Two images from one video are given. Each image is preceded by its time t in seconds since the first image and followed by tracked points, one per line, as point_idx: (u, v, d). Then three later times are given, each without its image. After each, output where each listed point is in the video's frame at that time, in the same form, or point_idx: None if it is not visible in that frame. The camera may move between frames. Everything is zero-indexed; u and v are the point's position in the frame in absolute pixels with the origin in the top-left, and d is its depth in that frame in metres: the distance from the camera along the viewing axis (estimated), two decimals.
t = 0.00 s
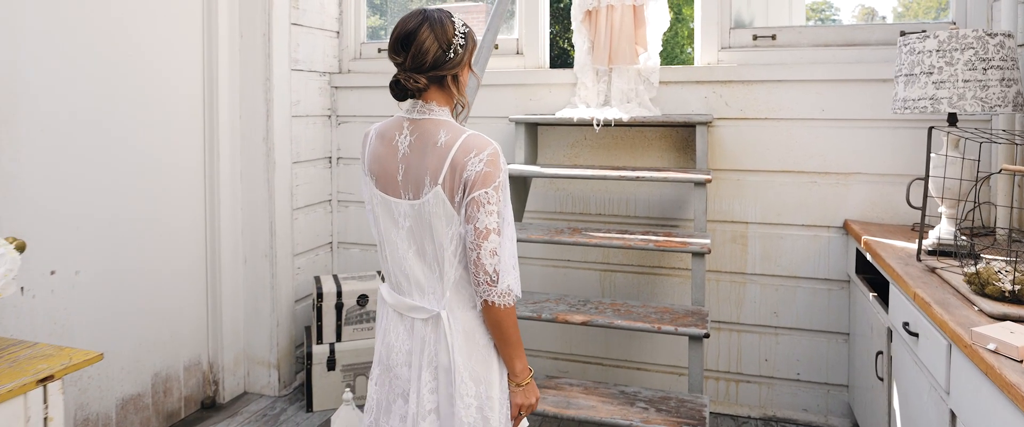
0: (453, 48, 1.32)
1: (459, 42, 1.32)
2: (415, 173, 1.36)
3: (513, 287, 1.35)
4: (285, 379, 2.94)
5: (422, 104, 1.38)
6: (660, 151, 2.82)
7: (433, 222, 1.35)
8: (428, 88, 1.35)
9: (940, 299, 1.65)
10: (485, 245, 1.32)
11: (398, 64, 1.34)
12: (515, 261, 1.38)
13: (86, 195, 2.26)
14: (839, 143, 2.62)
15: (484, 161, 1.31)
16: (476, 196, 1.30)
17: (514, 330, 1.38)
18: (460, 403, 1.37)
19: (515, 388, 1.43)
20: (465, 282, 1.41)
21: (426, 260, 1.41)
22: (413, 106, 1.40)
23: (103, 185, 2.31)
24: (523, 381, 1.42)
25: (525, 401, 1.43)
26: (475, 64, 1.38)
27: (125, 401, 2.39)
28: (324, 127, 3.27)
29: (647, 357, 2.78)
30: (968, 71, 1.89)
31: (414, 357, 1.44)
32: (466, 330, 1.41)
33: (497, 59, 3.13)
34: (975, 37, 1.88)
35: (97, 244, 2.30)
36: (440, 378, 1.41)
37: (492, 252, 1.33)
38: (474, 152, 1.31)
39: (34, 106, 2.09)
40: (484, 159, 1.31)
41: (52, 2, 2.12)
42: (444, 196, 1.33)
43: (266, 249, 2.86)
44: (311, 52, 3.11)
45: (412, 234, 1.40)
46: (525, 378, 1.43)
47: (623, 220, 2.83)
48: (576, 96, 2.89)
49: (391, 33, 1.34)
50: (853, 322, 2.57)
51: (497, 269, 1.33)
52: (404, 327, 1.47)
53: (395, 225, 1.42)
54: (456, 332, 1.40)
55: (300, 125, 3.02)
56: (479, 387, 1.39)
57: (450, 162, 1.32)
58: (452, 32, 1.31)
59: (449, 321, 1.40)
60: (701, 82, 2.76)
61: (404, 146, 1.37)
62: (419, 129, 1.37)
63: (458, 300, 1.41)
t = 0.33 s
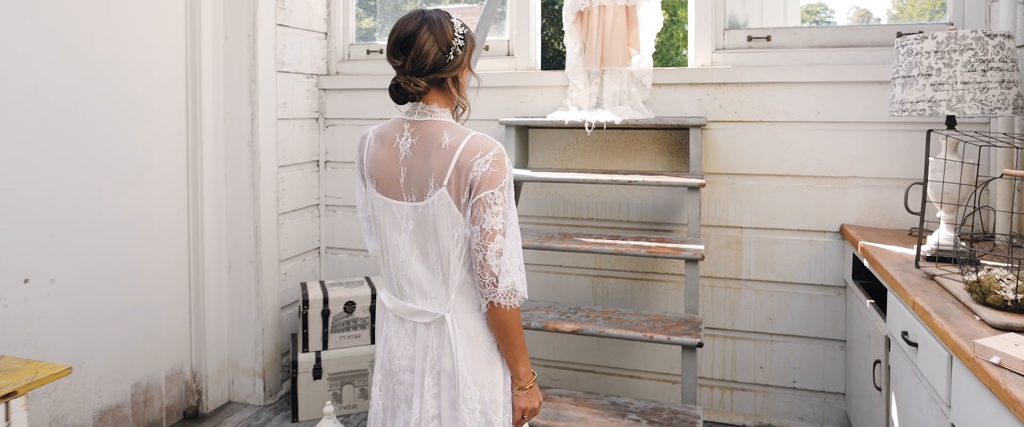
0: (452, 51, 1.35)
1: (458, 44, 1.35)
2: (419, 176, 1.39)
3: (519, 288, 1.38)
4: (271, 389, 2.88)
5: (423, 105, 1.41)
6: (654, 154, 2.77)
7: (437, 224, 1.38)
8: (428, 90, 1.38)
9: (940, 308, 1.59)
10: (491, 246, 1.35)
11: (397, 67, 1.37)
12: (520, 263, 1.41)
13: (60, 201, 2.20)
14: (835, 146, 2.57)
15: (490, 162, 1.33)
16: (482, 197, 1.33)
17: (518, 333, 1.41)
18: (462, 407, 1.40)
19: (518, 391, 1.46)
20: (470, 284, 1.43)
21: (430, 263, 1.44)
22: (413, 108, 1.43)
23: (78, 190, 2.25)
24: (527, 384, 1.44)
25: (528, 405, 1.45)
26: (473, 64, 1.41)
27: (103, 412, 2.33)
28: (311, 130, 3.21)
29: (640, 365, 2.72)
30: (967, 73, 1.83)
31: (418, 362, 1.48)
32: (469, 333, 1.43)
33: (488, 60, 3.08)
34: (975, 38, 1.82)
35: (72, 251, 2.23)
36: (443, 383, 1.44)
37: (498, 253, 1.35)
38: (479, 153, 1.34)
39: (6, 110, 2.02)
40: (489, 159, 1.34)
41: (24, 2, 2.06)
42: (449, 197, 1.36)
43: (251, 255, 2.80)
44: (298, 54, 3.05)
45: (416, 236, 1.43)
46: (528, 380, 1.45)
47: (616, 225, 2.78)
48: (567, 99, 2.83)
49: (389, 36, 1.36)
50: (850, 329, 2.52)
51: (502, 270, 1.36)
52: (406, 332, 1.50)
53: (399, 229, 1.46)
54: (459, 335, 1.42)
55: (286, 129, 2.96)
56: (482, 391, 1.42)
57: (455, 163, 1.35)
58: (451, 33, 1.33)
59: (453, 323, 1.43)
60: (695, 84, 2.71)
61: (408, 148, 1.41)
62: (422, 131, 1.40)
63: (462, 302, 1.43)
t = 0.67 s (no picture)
0: (451, 54, 1.33)
1: (456, 47, 1.33)
2: (420, 182, 1.36)
3: (526, 292, 1.38)
4: (257, 398, 2.82)
5: (422, 109, 1.39)
6: (648, 158, 2.71)
7: (440, 231, 1.37)
8: (427, 95, 1.36)
9: (943, 319, 1.54)
10: (499, 252, 1.35)
11: (395, 73, 1.34)
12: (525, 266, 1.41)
13: (39, 209, 2.14)
14: (833, 149, 2.52)
15: (495, 166, 1.33)
16: (489, 202, 1.33)
17: (525, 337, 1.41)
18: (464, 416, 1.39)
19: (524, 395, 1.45)
20: (474, 289, 1.43)
21: (430, 270, 1.41)
22: (412, 113, 1.41)
23: (55, 197, 2.19)
24: (532, 387, 1.44)
25: (534, 407, 1.45)
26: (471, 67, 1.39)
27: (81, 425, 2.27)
28: (300, 133, 3.15)
29: (635, 373, 2.66)
30: (969, 74, 1.77)
31: (415, 373, 1.45)
32: (472, 339, 1.42)
33: (480, 62, 3.02)
34: (977, 39, 1.76)
35: (50, 260, 2.17)
36: (442, 393, 1.42)
37: (505, 258, 1.36)
38: (484, 157, 1.33)
39: None
40: (494, 164, 1.33)
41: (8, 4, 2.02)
42: (454, 203, 1.35)
43: (237, 262, 2.74)
44: (286, 56, 2.99)
45: (416, 244, 1.41)
46: (534, 384, 1.45)
47: (610, 230, 2.72)
48: (560, 101, 2.77)
49: (386, 41, 1.34)
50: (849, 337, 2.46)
51: (509, 274, 1.36)
52: (404, 341, 1.47)
53: (398, 236, 1.43)
54: (462, 342, 1.41)
55: (273, 132, 2.90)
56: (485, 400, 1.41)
57: (459, 169, 1.33)
58: (449, 37, 1.31)
59: (455, 331, 1.41)
60: (690, 86, 2.66)
61: (408, 154, 1.38)
62: (422, 136, 1.37)
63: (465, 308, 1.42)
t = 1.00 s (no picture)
0: (445, 57, 1.31)
1: (450, 50, 1.31)
2: (418, 185, 1.34)
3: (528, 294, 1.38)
4: (242, 409, 2.77)
5: (418, 113, 1.37)
6: (641, 163, 2.66)
7: (438, 235, 1.35)
8: (423, 99, 1.34)
9: (944, 331, 1.48)
10: (502, 255, 1.34)
11: (390, 78, 1.32)
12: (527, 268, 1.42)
13: (16, 215, 2.08)
14: (830, 154, 2.47)
15: (496, 168, 1.32)
16: (491, 204, 1.32)
17: (526, 340, 1.40)
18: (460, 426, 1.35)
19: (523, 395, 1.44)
20: (473, 293, 1.41)
21: (427, 275, 1.39)
22: (407, 117, 1.38)
23: (34, 204, 2.13)
24: (531, 387, 1.43)
25: (535, 408, 1.44)
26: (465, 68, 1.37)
27: None
28: (288, 138, 3.09)
29: (627, 382, 2.61)
30: (968, 78, 1.72)
31: (406, 384, 1.40)
32: (471, 345, 1.40)
33: (471, 65, 2.97)
34: (977, 41, 1.71)
35: (28, 268, 2.12)
36: (437, 404, 1.38)
37: (508, 261, 1.35)
38: (485, 159, 1.33)
39: None
40: (495, 166, 1.32)
41: (8, 3, 2.02)
42: (454, 206, 1.33)
43: (222, 269, 2.68)
44: (273, 58, 2.94)
45: (412, 248, 1.39)
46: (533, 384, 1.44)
47: (602, 236, 2.67)
48: (551, 105, 2.72)
49: (378, 46, 1.31)
50: (846, 346, 2.41)
51: (512, 277, 1.36)
52: (395, 350, 1.43)
53: (393, 241, 1.40)
54: (460, 349, 1.38)
55: (259, 137, 2.84)
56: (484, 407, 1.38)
57: (460, 171, 1.32)
58: (443, 39, 1.29)
59: (452, 337, 1.38)
60: (684, 90, 2.61)
61: (404, 157, 1.36)
62: (419, 138, 1.35)
63: (464, 314, 1.40)
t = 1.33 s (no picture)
0: (443, 58, 1.26)
1: (448, 51, 1.26)
2: (416, 188, 1.29)
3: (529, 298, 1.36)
4: (232, 418, 2.72)
5: (415, 116, 1.32)
6: (639, 167, 2.61)
7: (438, 240, 1.30)
8: (421, 102, 1.29)
9: (953, 342, 1.43)
10: (504, 259, 1.31)
11: (386, 81, 1.27)
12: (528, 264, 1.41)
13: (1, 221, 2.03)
14: (832, 158, 2.41)
15: (497, 170, 1.29)
16: (494, 208, 1.29)
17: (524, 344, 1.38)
18: None
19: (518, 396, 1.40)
20: (472, 299, 1.37)
21: (423, 281, 1.33)
22: (403, 120, 1.33)
23: (19, 208, 2.08)
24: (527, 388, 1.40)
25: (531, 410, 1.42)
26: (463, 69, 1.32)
27: None
28: (280, 142, 3.04)
29: (626, 391, 2.56)
30: (974, 79, 1.66)
31: (399, 396, 1.34)
32: (469, 353, 1.35)
33: (466, 67, 2.91)
34: (982, 42, 1.66)
35: (12, 276, 2.06)
36: (432, 415, 1.32)
37: (510, 265, 1.32)
38: (486, 161, 1.29)
39: None
40: (496, 168, 1.28)
41: (8, 3, 2.02)
42: (454, 210, 1.29)
43: (212, 275, 2.63)
44: (265, 60, 2.89)
45: (409, 253, 1.33)
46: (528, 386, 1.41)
47: (600, 242, 2.62)
48: (548, 108, 2.67)
49: (374, 48, 1.26)
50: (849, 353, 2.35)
51: (514, 281, 1.33)
52: (388, 360, 1.37)
53: (389, 246, 1.34)
54: (458, 357, 1.33)
55: (250, 140, 2.79)
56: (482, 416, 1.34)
57: (460, 174, 1.28)
58: (441, 40, 1.24)
59: (450, 345, 1.33)
60: (683, 92, 2.56)
61: (402, 159, 1.30)
62: (416, 141, 1.30)
63: (462, 321, 1.35)
